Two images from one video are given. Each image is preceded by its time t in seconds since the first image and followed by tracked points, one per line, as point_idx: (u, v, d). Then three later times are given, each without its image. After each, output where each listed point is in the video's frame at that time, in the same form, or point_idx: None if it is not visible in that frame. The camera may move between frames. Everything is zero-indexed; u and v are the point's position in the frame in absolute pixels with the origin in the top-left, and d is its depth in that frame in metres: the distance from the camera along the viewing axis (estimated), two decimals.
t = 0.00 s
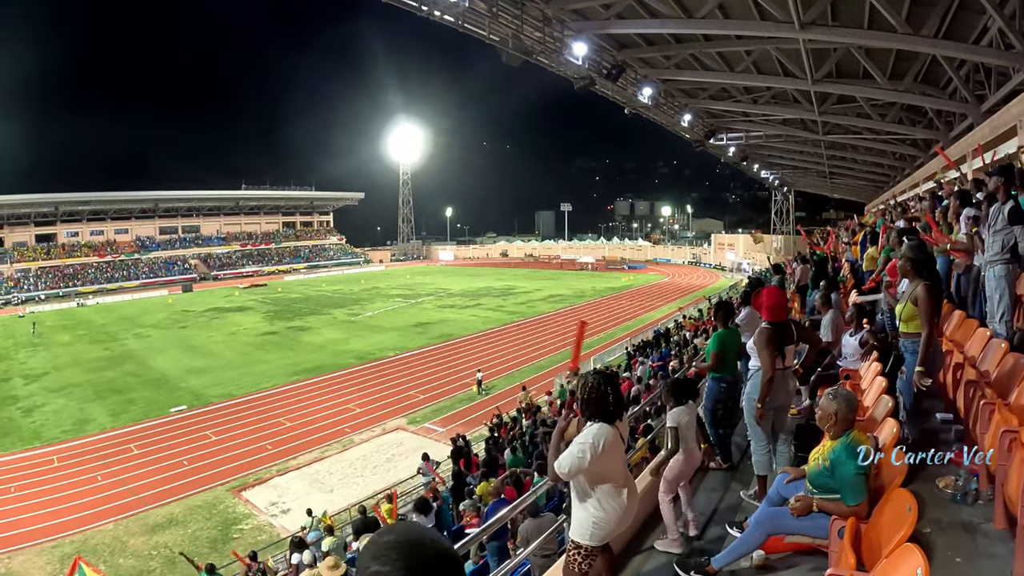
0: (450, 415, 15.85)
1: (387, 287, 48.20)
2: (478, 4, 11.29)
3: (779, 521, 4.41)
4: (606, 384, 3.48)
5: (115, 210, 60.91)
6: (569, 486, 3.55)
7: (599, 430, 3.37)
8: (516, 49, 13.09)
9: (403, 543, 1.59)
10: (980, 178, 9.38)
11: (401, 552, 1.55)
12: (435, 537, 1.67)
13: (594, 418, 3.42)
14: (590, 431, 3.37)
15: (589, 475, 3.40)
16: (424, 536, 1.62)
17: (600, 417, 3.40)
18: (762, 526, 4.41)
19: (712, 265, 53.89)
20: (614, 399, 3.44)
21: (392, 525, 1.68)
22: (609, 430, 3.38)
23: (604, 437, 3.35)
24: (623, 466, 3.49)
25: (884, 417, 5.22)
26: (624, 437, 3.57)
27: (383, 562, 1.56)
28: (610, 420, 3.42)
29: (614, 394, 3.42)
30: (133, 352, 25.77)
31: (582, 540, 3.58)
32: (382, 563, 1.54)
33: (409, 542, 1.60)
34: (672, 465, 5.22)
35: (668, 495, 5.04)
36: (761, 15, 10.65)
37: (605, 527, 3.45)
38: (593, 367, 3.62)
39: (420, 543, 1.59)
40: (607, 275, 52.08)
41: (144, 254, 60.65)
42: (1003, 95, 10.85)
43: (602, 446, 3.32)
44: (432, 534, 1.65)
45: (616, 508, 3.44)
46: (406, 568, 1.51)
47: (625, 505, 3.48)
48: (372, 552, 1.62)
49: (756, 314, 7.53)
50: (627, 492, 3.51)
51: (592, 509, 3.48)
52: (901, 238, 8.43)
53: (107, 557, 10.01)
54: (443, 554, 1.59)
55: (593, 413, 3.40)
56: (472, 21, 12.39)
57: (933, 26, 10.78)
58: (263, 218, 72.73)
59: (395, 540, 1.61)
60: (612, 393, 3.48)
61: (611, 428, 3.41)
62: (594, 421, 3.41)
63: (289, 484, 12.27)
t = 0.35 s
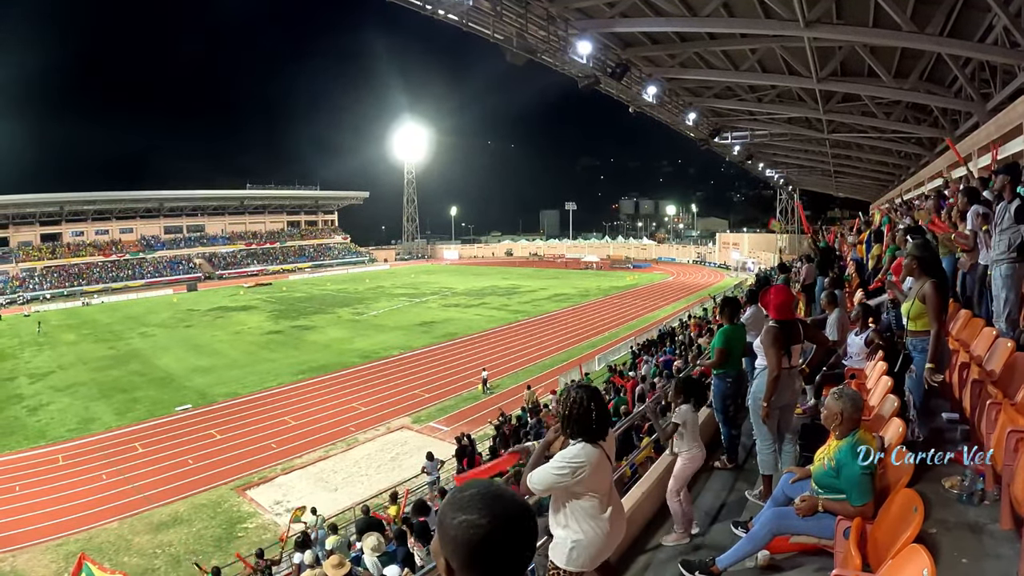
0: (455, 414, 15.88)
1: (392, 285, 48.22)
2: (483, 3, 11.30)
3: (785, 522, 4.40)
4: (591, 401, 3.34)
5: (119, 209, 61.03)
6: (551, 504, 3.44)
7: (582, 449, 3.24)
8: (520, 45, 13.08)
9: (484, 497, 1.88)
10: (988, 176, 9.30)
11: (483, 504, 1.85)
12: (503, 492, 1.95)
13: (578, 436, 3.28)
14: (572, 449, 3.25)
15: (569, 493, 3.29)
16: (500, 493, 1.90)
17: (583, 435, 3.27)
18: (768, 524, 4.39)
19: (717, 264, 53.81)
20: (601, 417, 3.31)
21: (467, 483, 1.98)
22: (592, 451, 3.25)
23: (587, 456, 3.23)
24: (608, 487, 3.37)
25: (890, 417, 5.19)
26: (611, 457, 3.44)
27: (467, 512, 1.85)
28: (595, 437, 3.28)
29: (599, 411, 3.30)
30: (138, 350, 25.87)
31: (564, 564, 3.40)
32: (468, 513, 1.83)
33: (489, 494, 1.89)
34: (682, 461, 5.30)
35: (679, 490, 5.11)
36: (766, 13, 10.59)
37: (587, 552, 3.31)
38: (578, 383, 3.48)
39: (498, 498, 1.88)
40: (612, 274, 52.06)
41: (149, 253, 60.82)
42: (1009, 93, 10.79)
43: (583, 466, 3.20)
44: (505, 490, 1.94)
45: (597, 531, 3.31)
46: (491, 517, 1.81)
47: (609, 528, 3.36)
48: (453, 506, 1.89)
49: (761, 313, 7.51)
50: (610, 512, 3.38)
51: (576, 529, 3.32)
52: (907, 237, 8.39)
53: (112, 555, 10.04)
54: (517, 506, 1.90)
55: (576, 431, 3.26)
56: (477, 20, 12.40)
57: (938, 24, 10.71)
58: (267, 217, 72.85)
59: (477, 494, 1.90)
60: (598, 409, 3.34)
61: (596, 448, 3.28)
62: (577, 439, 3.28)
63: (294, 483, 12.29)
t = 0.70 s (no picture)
0: (466, 413, 15.90)
1: (402, 285, 48.29)
2: (492, 3, 11.32)
3: (793, 523, 4.37)
4: (585, 408, 3.28)
5: (130, 209, 61.36)
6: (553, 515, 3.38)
7: (579, 459, 3.18)
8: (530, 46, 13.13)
9: (500, 494, 1.93)
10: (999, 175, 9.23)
11: (500, 501, 1.90)
12: (520, 491, 2.00)
13: (574, 446, 3.21)
14: (568, 459, 3.19)
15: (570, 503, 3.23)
16: (514, 492, 1.95)
17: (580, 444, 3.21)
18: (776, 525, 4.35)
19: (727, 263, 53.61)
20: (596, 424, 3.25)
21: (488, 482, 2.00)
22: (590, 460, 3.18)
23: (585, 465, 3.17)
24: (611, 493, 3.31)
25: (899, 419, 5.15)
26: (610, 464, 3.38)
27: (488, 509, 1.89)
28: (592, 446, 3.21)
29: (594, 418, 3.24)
30: (150, 349, 26.00)
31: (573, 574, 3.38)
32: (487, 511, 1.87)
33: (505, 493, 1.95)
34: (691, 455, 5.38)
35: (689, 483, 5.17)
36: (775, 11, 10.52)
37: (593, 560, 3.26)
38: (576, 388, 3.42)
39: (514, 497, 1.92)
40: (623, 273, 52.00)
41: (160, 253, 61.19)
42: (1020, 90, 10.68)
43: (581, 475, 3.15)
44: (522, 488, 1.99)
45: (604, 539, 3.25)
46: (508, 514, 1.85)
47: (615, 535, 3.30)
48: (470, 506, 1.94)
49: (771, 313, 7.48)
50: (615, 521, 3.31)
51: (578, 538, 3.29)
52: (917, 237, 8.33)
53: (123, 552, 10.10)
54: (533, 503, 1.94)
55: (571, 441, 3.20)
56: (486, 20, 12.41)
57: (948, 22, 10.63)
58: (278, 216, 73.08)
59: (493, 493, 1.94)
60: (595, 415, 3.28)
61: (593, 457, 3.22)
62: (572, 449, 3.22)
63: (304, 481, 12.32)
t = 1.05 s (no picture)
0: (476, 411, 15.88)
1: (414, 282, 48.34)
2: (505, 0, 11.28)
3: (802, 525, 4.36)
4: (601, 409, 3.24)
5: (144, 207, 61.80)
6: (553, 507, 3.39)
7: (584, 460, 3.14)
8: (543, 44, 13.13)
9: (471, 521, 1.77)
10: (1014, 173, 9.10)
11: (471, 530, 1.73)
12: (494, 515, 1.85)
13: (583, 445, 3.19)
14: (573, 457, 3.17)
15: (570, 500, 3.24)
16: (486, 521, 1.78)
17: (588, 444, 3.18)
18: (785, 526, 4.33)
19: (740, 261, 53.25)
20: (608, 428, 3.20)
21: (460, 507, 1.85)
22: (596, 463, 3.14)
23: (589, 466, 3.14)
24: (615, 498, 3.27)
25: (911, 420, 5.11)
26: (621, 469, 3.32)
27: (456, 537, 1.73)
28: (600, 448, 3.18)
29: (608, 418, 3.20)
30: (163, 346, 26.14)
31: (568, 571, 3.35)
32: (454, 540, 1.71)
33: (476, 521, 1.78)
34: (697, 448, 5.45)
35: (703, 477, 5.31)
36: (787, 8, 10.42)
37: (590, 561, 3.25)
38: (590, 389, 3.39)
39: (485, 524, 1.76)
40: (636, 271, 51.82)
41: (173, 250, 61.64)
42: None
43: (582, 476, 3.12)
44: (495, 514, 1.84)
45: (600, 541, 3.23)
46: (478, 544, 1.70)
47: (613, 539, 3.27)
48: (438, 534, 1.77)
49: (784, 312, 7.39)
50: (616, 525, 3.29)
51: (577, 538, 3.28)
52: (930, 237, 8.23)
53: (136, 547, 10.17)
54: (504, 529, 1.80)
55: (579, 440, 3.18)
56: (498, 18, 12.40)
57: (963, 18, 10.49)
58: (291, 214, 73.22)
59: (463, 518, 1.80)
60: (606, 420, 3.24)
61: (600, 460, 3.17)
62: (580, 447, 3.20)
63: (315, 478, 12.35)
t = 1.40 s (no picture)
0: (486, 410, 15.87)
1: (426, 281, 48.39)
2: None
3: (813, 527, 4.32)
4: (609, 407, 3.18)
5: (155, 206, 62.15)
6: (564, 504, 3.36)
7: (590, 459, 3.10)
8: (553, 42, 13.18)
9: (429, 548, 1.68)
10: None
11: (429, 561, 1.65)
12: (455, 541, 1.76)
13: (590, 443, 3.15)
14: (579, 455, 3.14)
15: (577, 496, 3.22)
16: (448, 549, 1.68)
17: (595, 442, 3.13)
18: (796, 529, 4.31)
19: (751, 260, 53.01)
20: (616, 425, 3.14)
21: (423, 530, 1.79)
22: (602, 461, 3.09)
23: (595, 464, 3.09)
24: (624, 496, 3.22)
25: (922, 422, 5.05)
26: (631, 468, 3.26)
27: (411, 567, 1.65)
28: (606, 446, 3.12)
29: (614, 418, 3.14)
30: (174, 345, 26.26)
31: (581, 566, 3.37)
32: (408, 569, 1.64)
33: (437, 551, 1.68)
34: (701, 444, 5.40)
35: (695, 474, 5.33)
36: (799, 6, 10.35)
37: (601, 556, 3.23)
38: (600, 386, 3.31)
39: (445, 555, 1.66)
40: (648, 270, 51.64)
41: (184, 249, 62.01)
42: None
43: (589, 474, 3.08)
44: (459, 541, 1.74)
45: (610, 538, 3.20)
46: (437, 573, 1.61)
47: (624, 535, 3.23)
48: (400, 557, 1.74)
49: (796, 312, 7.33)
50: (627, 521, 3.25)
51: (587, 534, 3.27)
52: (942, 237, 8.14)
53: (147, 544, 10.22)
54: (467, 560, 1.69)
55: (586, 438, 3.13)
56: (506, 16, 12.39)
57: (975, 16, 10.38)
58: (302, 213, 73.32)
59: (423, 547, 1.70)
60: (613, 417, 3.17)
61: (607, 458, 3.12)
62: (587, 445, 3.15)
63: (326, 477, 12.38)
